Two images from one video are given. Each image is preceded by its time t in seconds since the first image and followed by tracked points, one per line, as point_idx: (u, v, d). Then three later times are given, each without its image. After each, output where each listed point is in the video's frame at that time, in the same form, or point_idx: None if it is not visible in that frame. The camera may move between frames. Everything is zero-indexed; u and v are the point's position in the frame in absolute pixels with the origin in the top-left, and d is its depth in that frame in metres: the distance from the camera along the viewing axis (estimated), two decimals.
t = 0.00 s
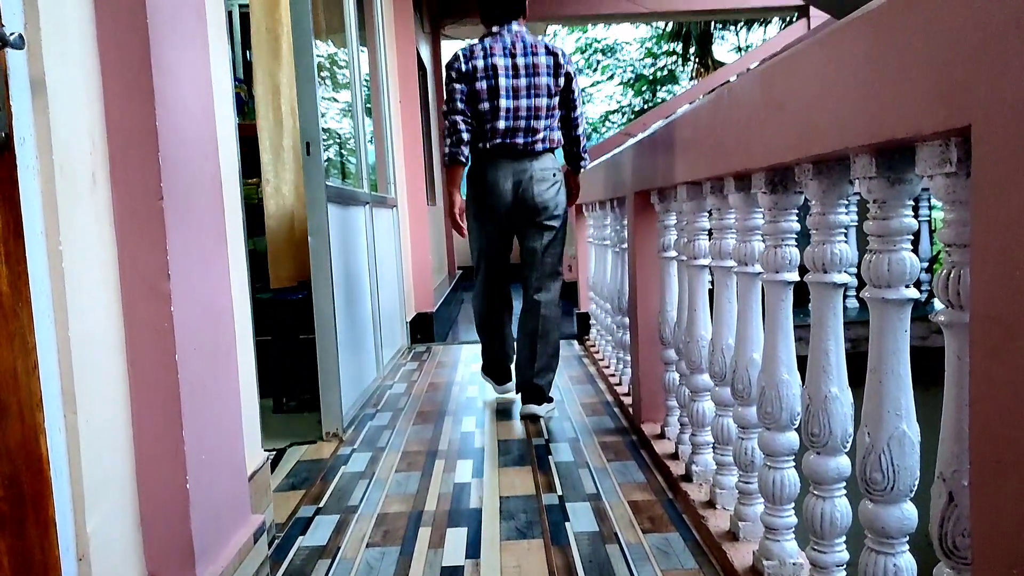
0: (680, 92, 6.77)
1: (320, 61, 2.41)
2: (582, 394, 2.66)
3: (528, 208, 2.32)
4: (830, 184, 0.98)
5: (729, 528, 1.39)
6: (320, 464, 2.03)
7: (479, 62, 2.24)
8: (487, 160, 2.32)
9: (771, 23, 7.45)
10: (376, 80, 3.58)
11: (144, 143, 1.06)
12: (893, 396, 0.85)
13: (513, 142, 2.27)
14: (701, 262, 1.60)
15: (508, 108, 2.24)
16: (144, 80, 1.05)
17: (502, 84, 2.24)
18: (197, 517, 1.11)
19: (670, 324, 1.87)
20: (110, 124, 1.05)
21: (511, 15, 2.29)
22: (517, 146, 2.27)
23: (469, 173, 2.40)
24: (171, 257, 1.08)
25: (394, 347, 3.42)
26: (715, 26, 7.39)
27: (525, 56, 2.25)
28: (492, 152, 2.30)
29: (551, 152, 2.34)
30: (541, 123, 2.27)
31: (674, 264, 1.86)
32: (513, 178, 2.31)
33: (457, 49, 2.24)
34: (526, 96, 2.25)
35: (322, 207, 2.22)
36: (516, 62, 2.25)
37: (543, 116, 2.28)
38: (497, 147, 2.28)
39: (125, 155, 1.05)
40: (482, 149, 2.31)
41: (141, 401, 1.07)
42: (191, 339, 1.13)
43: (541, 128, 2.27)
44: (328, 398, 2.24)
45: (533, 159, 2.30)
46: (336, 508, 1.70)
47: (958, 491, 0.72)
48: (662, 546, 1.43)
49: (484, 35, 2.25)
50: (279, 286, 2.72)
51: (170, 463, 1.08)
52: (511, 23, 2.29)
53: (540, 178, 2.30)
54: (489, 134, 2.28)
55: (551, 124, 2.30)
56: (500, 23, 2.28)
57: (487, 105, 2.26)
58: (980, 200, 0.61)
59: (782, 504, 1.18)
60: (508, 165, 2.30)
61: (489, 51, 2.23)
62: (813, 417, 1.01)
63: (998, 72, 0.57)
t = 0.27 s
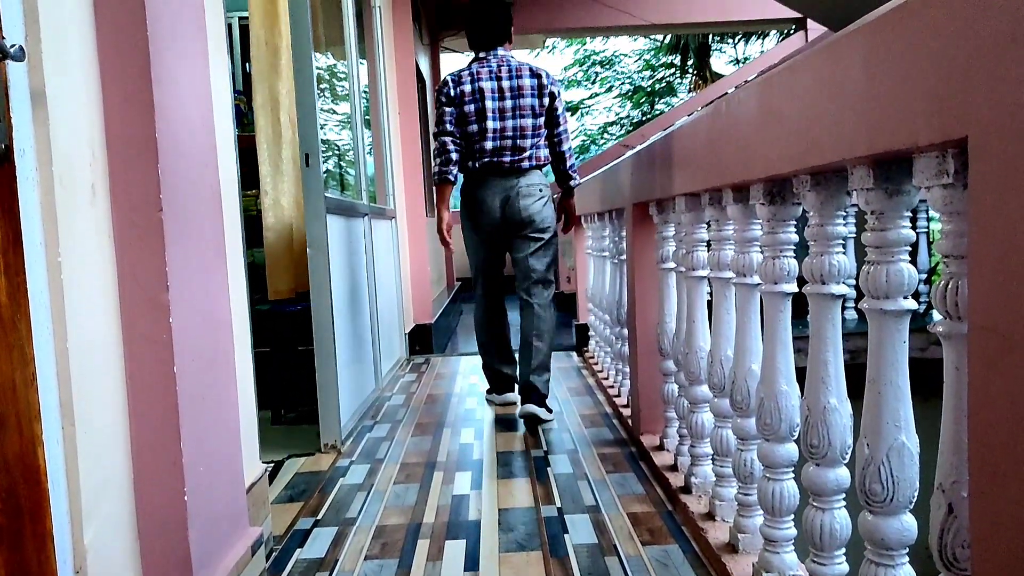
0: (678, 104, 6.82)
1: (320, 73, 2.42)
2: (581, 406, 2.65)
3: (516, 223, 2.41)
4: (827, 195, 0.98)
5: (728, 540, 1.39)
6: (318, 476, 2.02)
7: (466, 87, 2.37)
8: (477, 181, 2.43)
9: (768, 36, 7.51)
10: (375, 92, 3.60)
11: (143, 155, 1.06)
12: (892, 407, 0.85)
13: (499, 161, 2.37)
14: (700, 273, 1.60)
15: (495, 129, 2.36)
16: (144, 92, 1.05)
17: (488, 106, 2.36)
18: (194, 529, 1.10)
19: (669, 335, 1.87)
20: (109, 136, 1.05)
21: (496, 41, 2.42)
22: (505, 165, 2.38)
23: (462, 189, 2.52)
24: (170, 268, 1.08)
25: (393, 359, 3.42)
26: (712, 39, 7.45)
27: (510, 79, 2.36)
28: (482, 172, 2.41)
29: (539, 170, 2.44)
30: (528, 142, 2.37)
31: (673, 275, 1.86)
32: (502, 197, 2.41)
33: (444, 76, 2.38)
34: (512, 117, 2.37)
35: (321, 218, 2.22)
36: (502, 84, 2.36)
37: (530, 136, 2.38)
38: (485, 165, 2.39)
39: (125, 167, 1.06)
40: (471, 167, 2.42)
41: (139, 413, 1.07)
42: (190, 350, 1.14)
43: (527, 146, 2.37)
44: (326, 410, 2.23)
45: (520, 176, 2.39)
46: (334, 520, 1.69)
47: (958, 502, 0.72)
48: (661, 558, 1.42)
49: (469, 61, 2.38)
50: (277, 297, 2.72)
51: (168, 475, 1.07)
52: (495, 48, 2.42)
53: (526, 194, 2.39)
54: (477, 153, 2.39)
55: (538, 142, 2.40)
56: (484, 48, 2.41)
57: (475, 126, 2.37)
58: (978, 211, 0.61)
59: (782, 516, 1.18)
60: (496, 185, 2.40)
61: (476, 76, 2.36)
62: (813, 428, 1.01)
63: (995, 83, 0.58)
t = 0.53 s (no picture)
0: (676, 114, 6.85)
1: (319, 83, 2.43)
2: (581, 416, 2.65)
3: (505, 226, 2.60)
4: (826, 205, 0.99)
5: (728, 550, 1.39)
6: (317, 486, 2.02)
7: (453, 99, 2.56)
8: (466, 186, 2.62)
9: (765, 47, 7.56)
10: (374, 102, 3.62)
11: (142, 165, 1.07)
12: (890, 417, 0.85)
13: (487, 171, 2.54)
14: (699, 283, 1.60)
15: (478, 138, 2.53)
16: (143, 103, 1.06)
17: (473, 116, 2.54)
18: (192, 540, 1.10)
19: (669, 344, 1.87)
20: (109, 146, 1.06)
21: (484, 53, 2.61)
22: (490, 173, 2.54)
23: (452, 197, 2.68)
24: (170, 277, 1.08)
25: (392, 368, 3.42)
26: (710, 49, 7.49)
27: (495, 89, 2.53)
28: (469, 178, 2.59)
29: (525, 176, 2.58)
30: (511, 150, 2.53)
31: (672, 285, 1.86)
32: (488, 201, 2.59)
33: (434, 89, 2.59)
34: (496, 127, 2.54)
35: (320, 228, 2.22)
36: (486, 95, 2.54)
37: (513, 145, 2.54)
38: (473, 175, 2.56)
39: (124, 177, 1.06)
40: (459, 176, 2.59)
41: (138, 423, 1.07)
42: (189, 360, 1.14)
43: (511, 155, 2.53)
44: (324, 420, 2.23)
45: (507, 184, 2.56)
46: (332, 530, 1.69)
47: (958, 513, 0.72)
48: (660, 569, 1.42)
49: (457, 74, 2.57)
50: (275, 307, 2.71)
51: (167, 486, 1.07)
52: (483, 61, 2.61)
53: (515, 200, 2.57)
54: (464, 163, 2.57)
55: (522, 150, 2.56)
56: (473, 60, 2.60)
57: (461, 136, 2.57)
58: (977, 222, 0.61)
59: (781, 527, 1.18)
60: (483, 191, 2.58)
61: (462, 88, 2.55)
62: (812, 438, 1.01)
63: (993, 94, 0.58)
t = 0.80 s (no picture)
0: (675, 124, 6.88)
1: (319, 93, 2.45)
2: (580, 425, 2.65)
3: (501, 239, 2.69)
4: (825, 214, 0.99)
5: (728, 560, 1.39)
6: (316, 495, 2.01)
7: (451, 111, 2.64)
8: (464, 196, 2.69)
9: (764, 57, 7.60)
10: (374, 111, 3.63)
11: (142, 174, 1.07)
12: (889, 425, 0.86)
13: (482, 184, 2.62)
14: (699, 292, 1.60)
15: (473, 150, 2.61)
16: (144, 113, 1.06)
17: (468, 129, 2.61)
18: (191, 549, 1.10)
19: (668, 353, 1.87)
20: (109, 155, 1.06)
21: (484, 68, 2.66)
22: (485, 185, 2.62)
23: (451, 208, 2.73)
24: (169, 286, 1.08)
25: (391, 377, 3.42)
26: (709, 59, 7.53)
27: (491, 103, 2.60)
28: (464, 189, 2.67)
29: (517, 189, 2.65)
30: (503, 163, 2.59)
31: (671, 294, 1.87)
32: (484, 212, 2.66)
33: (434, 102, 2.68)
34: (490, 139, 2.60)
35: (320, 238, 2.22)
36: (482, 108, 2.61)
37: (507, 157, 2.61)
38: (468, 188, 2.65)
39: (124, 186, 1.07)
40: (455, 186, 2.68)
41: (137, 432, 1.07)
42: (189, 369, 1.14)
43: (504, 166, 2.60)
44: (323, 429, 2.22)
45: (500, 197, 2.64)
46: (332, 540, 1.68)
47: (957, 522, 0.72)
48: None
49: (455, 87, 2.65)
50: (272, 315, 2.70)
51: (166, 495, 1.07)
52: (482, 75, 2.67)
53: (510, 214, 2.65)
54: (459, 175, 2.65)
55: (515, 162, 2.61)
56: (474, 73, 2.67)
57: (456, 147, 2.64)
58: (976, 231, 0.61)
59: (781, 536, 1.18)
60: (479, 202, 2.66)
61: (459, 101, 2.62)
62: (812, 447, 1.01)
63: (990, 103, 0.58)
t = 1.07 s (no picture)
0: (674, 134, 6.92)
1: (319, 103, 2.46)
2: (579, 434, 2.64)
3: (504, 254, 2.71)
4: (824, 224, 1.00)
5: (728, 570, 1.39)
6: (315, 505, 2.01)
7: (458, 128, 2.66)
8: (466, 211, 2.71)
9: (762, 67, 7.64)
10: (374, 121, 3.64)
11: (143, 183, 1.07)
12: (889, 435, 0.86)
13: (487, 200, 2.65)
14: (698, 301, 1.60)
15: (479, 167, 2.63)
16: (144, 123, 1.07)
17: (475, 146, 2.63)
18: (190, 558, 1.10)
19: (668, 363, 1.87)
20: (109, 165, 1.07)
21: (493, 86, 2.69)
22: (489, 202, 2.65)
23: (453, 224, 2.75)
24: (169, 295, 1.09)
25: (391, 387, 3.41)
26: (708, 69, 7.57)
27: (497, 122, 2.62)
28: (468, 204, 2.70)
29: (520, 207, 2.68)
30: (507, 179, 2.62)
31: (670, 303, 1.87)
32: (486, 228, 2.69)
33: (443, 119, 2.71)
34: (495, 157, 2.63)
35: (320, 247, 2.22)
36: (489, 126, 2.63)
37: (510, 174, 2.64)
38: (473, 203, 2.66)
39: (124, 196, 1.07)
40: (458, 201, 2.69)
41: (136, 441, 1.07)
42: (188, 378, 1.14)
43: (508, 183, 2.63)
44: (322, 439, 2.22)
45: (504, 212, 2.66)
46: (330, 550, 1.68)
47: (957, 531, 0.72)
48: None
49: (463, 105, 2.67)
50: (270, 325, 2.69)
51: (165, 504, 1.07)
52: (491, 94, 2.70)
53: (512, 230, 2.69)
54: (464, 190, 2.67)
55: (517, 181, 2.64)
56: (483, 92, 2.70)
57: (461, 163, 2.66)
58: (975, 239, 0.62)
59: (781, 545, 1.18)
60: (482, 217, 2.68)
61: (467, 119, 2.65)
62: (812, 456, 1.01)
63: (988, 112, 0.59)
